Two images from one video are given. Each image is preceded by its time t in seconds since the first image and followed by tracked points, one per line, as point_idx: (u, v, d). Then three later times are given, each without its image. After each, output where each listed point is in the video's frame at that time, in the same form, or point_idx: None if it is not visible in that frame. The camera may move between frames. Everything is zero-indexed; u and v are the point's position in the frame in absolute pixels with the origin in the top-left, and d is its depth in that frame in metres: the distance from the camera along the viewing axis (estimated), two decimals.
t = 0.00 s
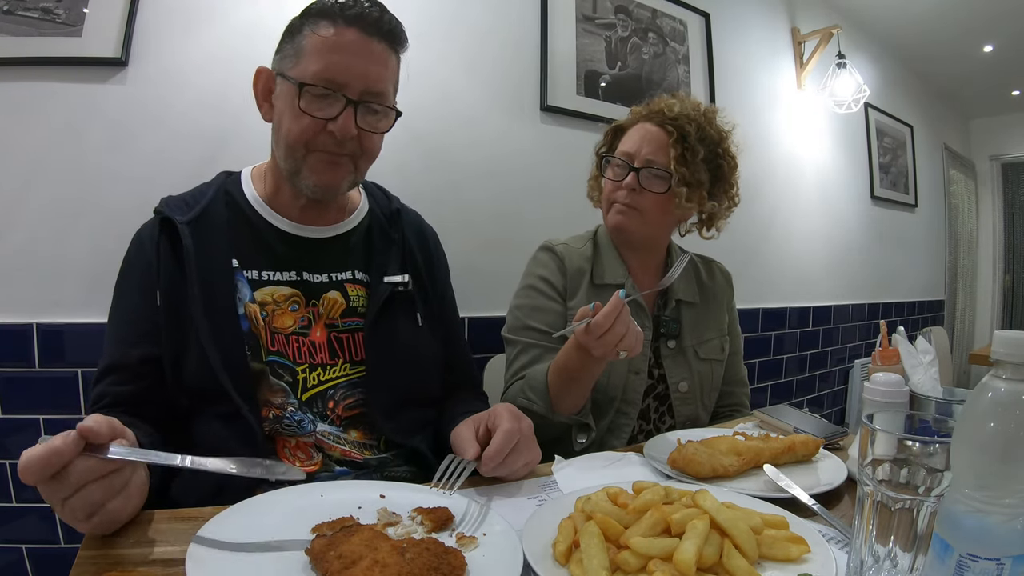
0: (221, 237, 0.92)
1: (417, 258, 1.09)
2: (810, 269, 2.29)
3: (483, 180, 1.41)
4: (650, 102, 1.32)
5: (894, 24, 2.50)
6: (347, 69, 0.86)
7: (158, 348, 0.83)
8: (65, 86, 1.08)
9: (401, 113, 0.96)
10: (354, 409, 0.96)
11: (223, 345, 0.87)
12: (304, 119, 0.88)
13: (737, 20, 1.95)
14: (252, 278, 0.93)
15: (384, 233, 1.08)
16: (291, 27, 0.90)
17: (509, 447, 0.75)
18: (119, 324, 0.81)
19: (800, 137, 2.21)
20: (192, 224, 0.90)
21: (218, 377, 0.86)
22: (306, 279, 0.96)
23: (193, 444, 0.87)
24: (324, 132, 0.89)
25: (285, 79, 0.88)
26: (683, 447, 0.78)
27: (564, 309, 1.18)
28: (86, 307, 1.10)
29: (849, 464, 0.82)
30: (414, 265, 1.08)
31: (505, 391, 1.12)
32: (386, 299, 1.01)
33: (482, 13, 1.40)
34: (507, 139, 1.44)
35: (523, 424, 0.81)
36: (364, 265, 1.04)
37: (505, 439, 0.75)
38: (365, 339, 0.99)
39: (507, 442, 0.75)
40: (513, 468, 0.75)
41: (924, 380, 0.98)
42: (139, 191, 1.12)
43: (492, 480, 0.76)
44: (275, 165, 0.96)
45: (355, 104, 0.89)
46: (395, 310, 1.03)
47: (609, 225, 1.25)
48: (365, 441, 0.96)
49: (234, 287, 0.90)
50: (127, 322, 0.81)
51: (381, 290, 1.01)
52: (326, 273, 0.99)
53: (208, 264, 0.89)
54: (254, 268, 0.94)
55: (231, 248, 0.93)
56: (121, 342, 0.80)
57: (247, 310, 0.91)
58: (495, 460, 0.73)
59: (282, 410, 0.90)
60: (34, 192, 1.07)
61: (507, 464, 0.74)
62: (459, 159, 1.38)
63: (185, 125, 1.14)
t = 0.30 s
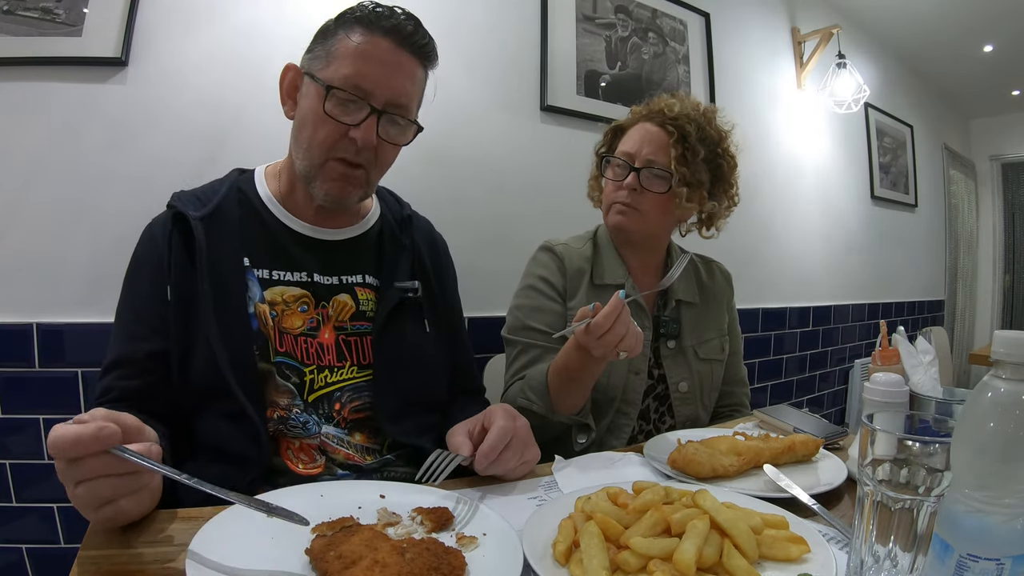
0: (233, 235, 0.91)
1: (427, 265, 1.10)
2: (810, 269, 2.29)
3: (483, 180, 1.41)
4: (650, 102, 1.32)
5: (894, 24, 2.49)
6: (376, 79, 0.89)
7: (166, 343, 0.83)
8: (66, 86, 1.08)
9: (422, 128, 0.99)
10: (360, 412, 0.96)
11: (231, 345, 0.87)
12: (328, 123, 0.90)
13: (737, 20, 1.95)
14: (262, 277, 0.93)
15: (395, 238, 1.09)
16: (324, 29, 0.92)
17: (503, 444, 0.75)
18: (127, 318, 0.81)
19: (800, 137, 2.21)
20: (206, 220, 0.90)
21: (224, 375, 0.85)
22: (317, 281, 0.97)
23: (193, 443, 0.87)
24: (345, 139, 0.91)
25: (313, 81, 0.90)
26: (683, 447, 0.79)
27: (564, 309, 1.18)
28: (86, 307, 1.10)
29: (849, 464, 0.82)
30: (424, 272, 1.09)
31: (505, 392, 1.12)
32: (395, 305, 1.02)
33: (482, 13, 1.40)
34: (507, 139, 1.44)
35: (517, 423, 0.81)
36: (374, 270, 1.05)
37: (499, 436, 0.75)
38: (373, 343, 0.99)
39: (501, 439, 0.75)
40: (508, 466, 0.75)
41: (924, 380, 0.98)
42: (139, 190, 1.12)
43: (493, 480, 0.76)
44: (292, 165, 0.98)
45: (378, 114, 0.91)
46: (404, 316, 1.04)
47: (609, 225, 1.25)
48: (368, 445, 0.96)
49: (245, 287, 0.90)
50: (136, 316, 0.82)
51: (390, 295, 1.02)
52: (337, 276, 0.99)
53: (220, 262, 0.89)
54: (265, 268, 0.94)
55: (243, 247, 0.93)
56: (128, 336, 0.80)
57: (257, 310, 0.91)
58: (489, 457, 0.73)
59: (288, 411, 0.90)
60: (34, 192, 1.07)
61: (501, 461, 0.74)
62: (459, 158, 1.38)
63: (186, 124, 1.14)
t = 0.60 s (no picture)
0: (244, 233, 0.92)
1: (436, 269, 1.11)
2: (810, 269, 2.29)
3: (483, 180, 1.41)
4: (650, 102, 1.32)
5: (895, 24, 2.49)
6: (401, 85, 0.90)
7: (173, 338, 0.83)
8: (66, 85, 1.08)
9: (439, 136, 1.01)
10: (365, 413, 0.96)
11: (238, 343, 0.87)
12: (349, 124, 0.91)
13: (737, 20, 1.95)
14: (272, 276, 0.93)
15: (405, 242, 1.09)
16: (348, 33, 0.93)
17: (505, 445, 0.75)
18: (137, 311, 0.81)
19: (800, 137, 2.21)
20: (218, 216, 0.90)
21: (231, 373, 0.85)
22: (327, 281, 0.97)
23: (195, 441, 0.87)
24: (364, 140, 0.92)
25: (336, 82, 0.91)
26: (683, 447, 0.79)
27: (564, 309, 1.18)
28: (86, 306, 1.10)
29: (849, 464, 0.82)
30: (433, 277, 1.10)
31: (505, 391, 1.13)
32: (403, 309, 1.03)
33: (482, 12, 1.39)
34: (507, 138, 1.44)
35: (521, 424, 0.81)
36: (383, 272, 1.05)
37: (502, 437, 0.75)
38: (380, 345, 0.99)
39: (504, 439, 0.75)
40: (510, 467, 0.75)
41: (924, 380, 0.99)
42: (139, 190, 1.12)
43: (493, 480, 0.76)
44: (308, 165, 0.98)
45: (399, 119, 0.92)
46: (412, 319, 1.04)
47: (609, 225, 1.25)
48: (371, 447, 0.96)
49: (255, 286, 0.90)
50: (145, 310, 0.82)
51: (399, 299, 1.02)
52: (347, 277, 1.00)
53: (229, 259, 0.90)
54: (275, 266, 0.94)
55: (254, 246, 0.93)
56: (137, 329, 0.80)
57: (266, 308, 0.91)
58: (491, 458, 0.73)
59: (293, 411, 0.90)
60: (34, 192, 1.07)
61: (503, 462, 0.74)
62: (459, 158, 1.38)
63: (186, 124, 1.14)
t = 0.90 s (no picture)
0: (250, 230, 0.91)
1: (438, 270, 1.11)
2: (810, 269, 2.29)
3: (483, 180, 1.41)
4: (650, 102, 1.32)
5: (895, 24, 2.49)
6: (412, 89, 0.90)
7: (175, 333, 0.84)
8: (66, 85, 1.08)
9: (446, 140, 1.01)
10: (369, 411, 0.96)
11: (240, 339, 0.86)
12: (359, 126, 0.91)
13: (737, 20, 1.95)
14: (276, 273, 0.93)
15: (409, 243, 1.09)
16: (360, 36, 0.93)
17: (506, 446, 0.75)
18: (141, 306, 0.83)
19: (800, 137, 2.21)
20: (224, 213, 0.90)
21: (232, 370, 0.84)
22: (331, 280, 0.97)
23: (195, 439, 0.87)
24: (374, 142, 0.92)
25: (347, 84, 0.91)
26: (683, 447, 0.79)
27: (564, 309, 1.18)
28: (86, 306, 1.10)
29: (849, 464, 0.82)
30: (436, 279, 1.10)
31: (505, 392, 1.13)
32: (407, 308, 1.03)
33: (482, 12, 1.39)
34: (507, 138, 1.44)
35: (522, 425, 0.81)
36: (387, 272, 1.06)
37: (502, 437, 0.75)
38: (383, 344, 0.99)
39: (505, 440, 0.75)
40: (510, 467, 0.75)
41: (924, 380, 0.99)
42: (139, 190, 1.12)
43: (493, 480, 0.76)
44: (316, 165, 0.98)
45: (409, 122, 0.92)
46: (415, 319, 1.05)
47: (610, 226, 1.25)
48: (373, 445, 0.95)
49: (260, 282, 0.90)
50: (149, 306, 0.83)
51: (403, 298, 1.02)
52: (351, 276, 1.00)
53: (233, 255, 0.89)
54: (280, 264, 0.94)
55: (259, 243, 0.93)
56: (138, 324, 0.81)
57: (270, 305, 0.91)
58: (491, 458, 0.73)
59: (296, 407, 0.90)
60: (35, 192, 1.07)
61: (502, 463, 0.74)
62: (458, 158, 1.38)
63: (186, 123, 1.14)
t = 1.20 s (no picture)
0: (247, 228, 0.92)
1: (436, 266, 1.11)
2: (810, 269, 2.29)
3: (482, 180, 1.41)
4: (650, 102, 1.32)
5: (895, 24, 2.49)
6: (409, 85, 0.91)
7: (174, 331, 0.84)
8: (65, 85, 1.08)
9: (443, 132, 1.02)
10: (367, 407, 0.96)
11: (239, 335, 0.86)
12: (359, 125, 0.91)
13: (737, 21, 1.95)
14: (274, 271, 0.93)
15: (407, 240, 1.09)
16: (348, 36, 0.93)
17: (505, 445, 0.75)
18: (140, 305, 0.83)
19: (800, 137, 2.21)
20: (221, 212, 0.90)
21: (230, 366, 0.84)
22: (329, 277, 0.97)
23: (195, 437, 0.87)
24: (375, 140, 0.92)
25: (343, 84, 0.91)
26: (683, 447, 0.79)
27: (564, 309, 1.18)
28: (86, 307, 1.10)
29: (849, 464, 0.82)
30: (434, 277, 1.10)
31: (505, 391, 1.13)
32: (405, 304, 1.02)
33: (482, 12, 1.39)
34: (507, 138, 1.44)
35: (522, 425, 0.81)
36: (384, 269, 1.06)
37: (501, 437, 0.75)
38: (382, 340, 0.99)
39: (503, 439, 0.75)
40: (508, 466, 0.74)
41: (924, 380, 0.99)
42: (139, 190, 1.12)
43: (493, 479, 0.76)
44: (313, 166, 0.98)
45: (408, 117, 0.93)
46: (413, 316, 1.05)
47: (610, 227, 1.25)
48: (372, 441, 0.96)
49: (257, 280, 0.90)
50: (148, 304, 0.83)
51: (401, 294, 1.02)
52: (349, 272, 1.00)
53: (231, 252, 0.89)
54: (277, 262, 0.94)
55: (257, 242, 0.93)
56: (135, 322, 0.81)
57: (268, 303, 0.91)
58: (488, 456, 0.73)
59: (294, 403, 0.90)
60: (34, 192, 1.07)
61: (500, 462, 0.74)
62: (458, 158, 1.38)
63: (186, 124, 1.14)
